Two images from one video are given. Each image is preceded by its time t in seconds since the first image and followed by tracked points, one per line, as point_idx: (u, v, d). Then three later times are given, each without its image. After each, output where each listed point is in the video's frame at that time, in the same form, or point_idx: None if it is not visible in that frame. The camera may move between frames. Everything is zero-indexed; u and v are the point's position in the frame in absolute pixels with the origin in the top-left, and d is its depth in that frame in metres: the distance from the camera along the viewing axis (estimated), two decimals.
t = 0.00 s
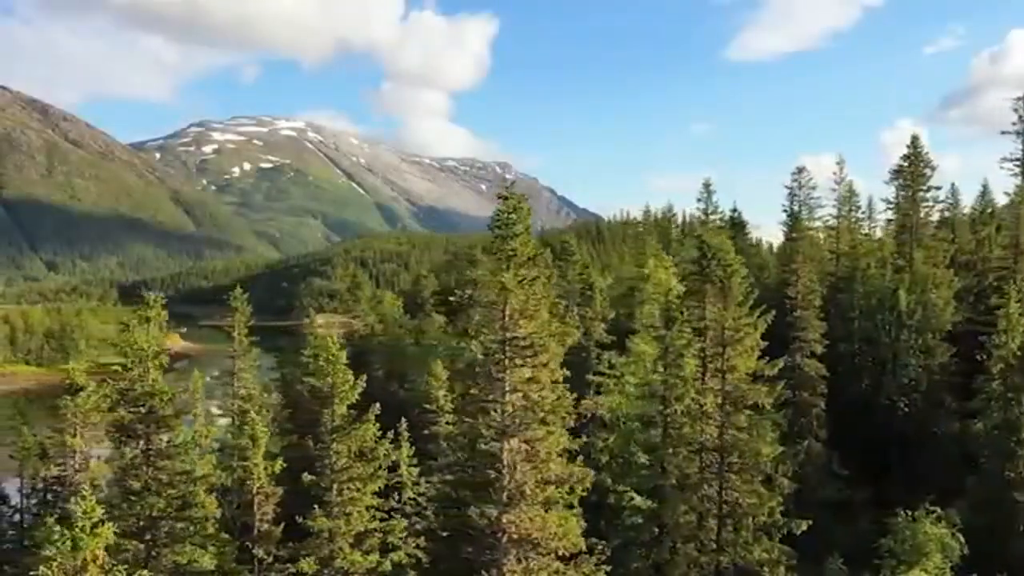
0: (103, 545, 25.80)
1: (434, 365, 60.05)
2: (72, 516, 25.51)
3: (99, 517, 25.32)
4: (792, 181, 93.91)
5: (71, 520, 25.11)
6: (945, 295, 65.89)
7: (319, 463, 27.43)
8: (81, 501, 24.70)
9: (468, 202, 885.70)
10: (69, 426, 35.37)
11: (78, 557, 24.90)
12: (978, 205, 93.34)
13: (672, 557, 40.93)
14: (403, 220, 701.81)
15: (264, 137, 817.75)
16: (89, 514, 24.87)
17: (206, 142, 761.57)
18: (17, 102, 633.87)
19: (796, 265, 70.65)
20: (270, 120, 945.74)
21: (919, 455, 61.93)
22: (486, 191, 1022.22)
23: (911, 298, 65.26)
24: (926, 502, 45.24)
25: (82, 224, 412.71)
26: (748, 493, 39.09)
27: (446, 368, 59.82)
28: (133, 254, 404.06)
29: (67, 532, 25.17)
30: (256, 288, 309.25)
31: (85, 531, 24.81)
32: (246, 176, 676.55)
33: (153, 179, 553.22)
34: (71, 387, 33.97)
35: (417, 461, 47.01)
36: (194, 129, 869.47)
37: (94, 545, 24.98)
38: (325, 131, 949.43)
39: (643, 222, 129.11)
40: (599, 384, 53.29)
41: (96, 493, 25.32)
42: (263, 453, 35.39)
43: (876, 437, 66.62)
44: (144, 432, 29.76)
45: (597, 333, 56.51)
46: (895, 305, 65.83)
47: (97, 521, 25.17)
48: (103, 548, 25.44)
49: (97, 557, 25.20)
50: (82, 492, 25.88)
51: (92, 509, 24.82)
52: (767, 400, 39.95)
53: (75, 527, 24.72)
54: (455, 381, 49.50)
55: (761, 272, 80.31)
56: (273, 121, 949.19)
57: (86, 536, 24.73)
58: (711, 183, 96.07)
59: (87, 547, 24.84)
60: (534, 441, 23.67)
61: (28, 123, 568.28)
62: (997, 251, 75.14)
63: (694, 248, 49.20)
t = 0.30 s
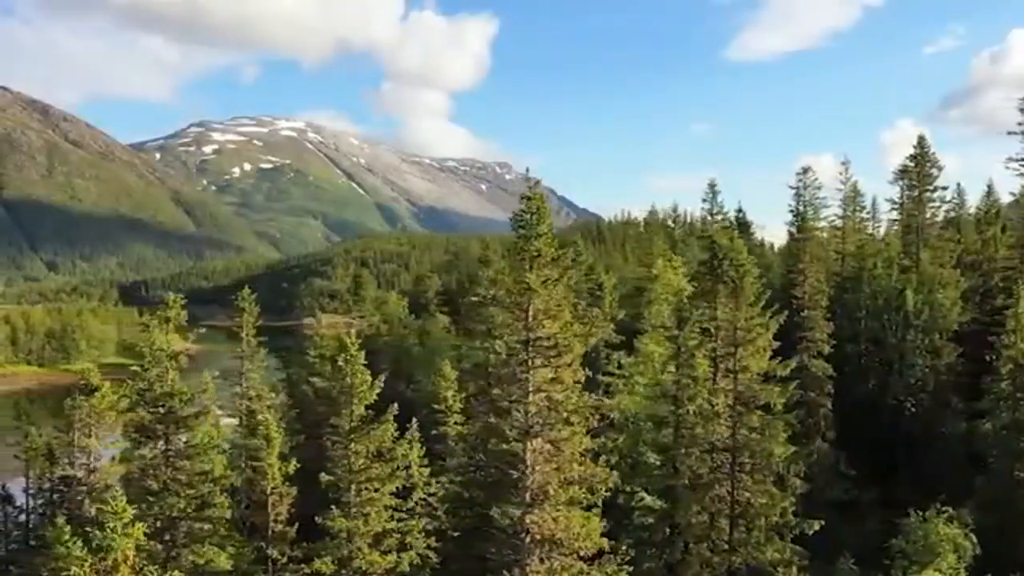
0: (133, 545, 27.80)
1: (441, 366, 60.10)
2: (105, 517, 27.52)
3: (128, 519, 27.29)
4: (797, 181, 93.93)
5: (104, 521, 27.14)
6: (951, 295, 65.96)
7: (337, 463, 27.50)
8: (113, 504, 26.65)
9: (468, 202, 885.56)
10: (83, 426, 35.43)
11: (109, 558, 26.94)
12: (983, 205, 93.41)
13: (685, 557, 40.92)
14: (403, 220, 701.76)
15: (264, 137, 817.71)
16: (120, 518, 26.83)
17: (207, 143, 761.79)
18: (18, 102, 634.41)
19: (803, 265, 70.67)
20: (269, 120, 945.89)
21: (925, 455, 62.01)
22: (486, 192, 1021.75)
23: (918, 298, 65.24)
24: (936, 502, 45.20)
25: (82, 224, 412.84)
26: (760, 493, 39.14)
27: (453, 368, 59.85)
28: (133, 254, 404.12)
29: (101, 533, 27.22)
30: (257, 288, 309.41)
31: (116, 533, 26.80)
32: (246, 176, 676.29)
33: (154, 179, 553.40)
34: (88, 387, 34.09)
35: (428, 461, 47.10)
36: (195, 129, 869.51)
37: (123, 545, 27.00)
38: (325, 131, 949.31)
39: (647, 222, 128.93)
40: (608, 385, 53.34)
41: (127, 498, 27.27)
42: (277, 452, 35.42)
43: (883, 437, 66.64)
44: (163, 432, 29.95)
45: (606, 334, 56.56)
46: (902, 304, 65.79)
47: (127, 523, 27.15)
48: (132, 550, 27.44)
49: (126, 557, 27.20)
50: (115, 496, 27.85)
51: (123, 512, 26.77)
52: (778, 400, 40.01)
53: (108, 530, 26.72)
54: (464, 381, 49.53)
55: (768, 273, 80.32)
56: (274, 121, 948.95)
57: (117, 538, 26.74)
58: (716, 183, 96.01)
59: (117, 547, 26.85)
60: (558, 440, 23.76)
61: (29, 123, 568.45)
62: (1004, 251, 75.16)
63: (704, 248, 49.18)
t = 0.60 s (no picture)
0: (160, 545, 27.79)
1: (449, 366, 59.94)
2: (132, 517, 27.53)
3: (154, 519, 27.31)
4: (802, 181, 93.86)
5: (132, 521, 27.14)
6: (957, 294, 65.82)
7: (352, 464, 27.56)
8: (139, 504, 26.66)
9: (467, 202, 885.87)
10: (97, 425, 35.33)
11: (136, 558, 26.93)
12: (987, 205, 93.39)
13: (696, 558, 40.86)
14: (403, 220, 702.07)
15: (264, 137, 817.49)
16: (146, 517, 26.83)
17: (207, 143, 762.19)
18: (18, 102, 635.11)
19: (808, 265, 70.64)
20: (269, 121, 946.27)
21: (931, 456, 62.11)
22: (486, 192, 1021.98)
23: (924, 298, 65.13)
24: (945, 502, 45.14)
25: (83, 225, 412.73)
26: (770, 493, 39.15)
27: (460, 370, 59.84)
28: (133, 254, 403.93)
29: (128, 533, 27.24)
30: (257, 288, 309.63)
31: (143, 532, 26.76)
32: (246, 177, 676.10)
33: (154, 180, 553.22)
34: (99, 386, 34.20)
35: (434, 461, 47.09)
36: (195, 129, 869.38)
37: (150, 545, 26.96)
38: (325, 131, 949.61)
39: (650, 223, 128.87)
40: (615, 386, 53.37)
41: (153, 498, 27.28)
42: (289, 453, 35.40)
43: (889, 437, 66.65)
44: (180, 432, 29.98)
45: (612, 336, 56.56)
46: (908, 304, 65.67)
47: (154, 523, 27.15)
48: (159, 549, 27.40)
49: (153, 557, 27.17)
50: (142, 496, 27.83)
51: (149, 511, 26.79)
52: (789, 400, 39.98)
53: (135, 529, 26.69)
54: (473, 381, 49.44)
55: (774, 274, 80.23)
56: (274, 121, 948.74)
57: (144, 538, 26.71)
58: (720, 183, 95.90)
59: (143, 547, 26.82)
60: (577, 441, 23.80)
61: (29, 124, 568.73)
62: (1009, 250, 75.15)
63: (713, 248, 49.09)
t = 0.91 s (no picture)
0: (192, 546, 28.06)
1: (458, 366, 59.82)
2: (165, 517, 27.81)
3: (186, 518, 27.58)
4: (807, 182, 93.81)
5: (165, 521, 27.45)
6: (965, 294, 65.28)
7: (376, 462, 27.62)
8: (171, 502, 26.93)
9: (467, 202, 886.04)
10: (114, 426, 35.19)
11: (168, 558, 27.21)
12: (992, 205, 93.38)
13: (709, 558, 40.84)
14: (402, 220, 702.20)
15: (265, 138, 817.94)
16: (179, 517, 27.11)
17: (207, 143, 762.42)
18: (18, 103, 635.50)
19: (816, 265, 70.56)
20: (269, 121, 946.49)
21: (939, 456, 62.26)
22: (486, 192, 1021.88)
23: (931, 299, 64.54)
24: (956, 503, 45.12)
25: (84, 225, 412.53)
26: (783, 493, 39.17)
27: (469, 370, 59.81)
28: (133, 255, 403.83)
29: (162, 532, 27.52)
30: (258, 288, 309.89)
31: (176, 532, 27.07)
32: (247, 177, 675.93)
33: (154, 180, 553.00)
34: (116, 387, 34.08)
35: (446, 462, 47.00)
36: (195, 129, 869.35)
37: (182, 545, 27.26)
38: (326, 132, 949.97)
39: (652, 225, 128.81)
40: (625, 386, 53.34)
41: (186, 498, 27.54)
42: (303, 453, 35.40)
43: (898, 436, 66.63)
44: (202, 432, 30.39)
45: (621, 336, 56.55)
46: (915, 304, 65.34)
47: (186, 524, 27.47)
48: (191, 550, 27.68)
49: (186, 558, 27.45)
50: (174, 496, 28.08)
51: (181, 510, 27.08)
52: (802, 400, 39.94)
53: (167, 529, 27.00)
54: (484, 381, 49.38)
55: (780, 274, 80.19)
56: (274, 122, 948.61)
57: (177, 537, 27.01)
58: (725, 183, 95.78)
59: (177, 548, 27.16)
60: (605, 441, 23.96)
61: (30, 124, 568.93)
62: (1016, 250, 75.12)
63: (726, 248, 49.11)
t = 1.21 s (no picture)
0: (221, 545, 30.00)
1: (466, 367, 59.82)
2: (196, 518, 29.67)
3: (218, 521, 29.43)
4: (813, 182, 93.79)
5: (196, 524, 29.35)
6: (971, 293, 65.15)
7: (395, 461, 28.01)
8: (202, 507, 28.71)
9: (468, 202, 885.41)
10: (127, 424, 35.23)
11: (200, 558, 29.13)
12: (997, 204, 93.42)
13: (722, 559, 41.06)
14: (402, 220, 701.81)
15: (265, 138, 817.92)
16: (211, 521, 28.96)
17: (207, 144, 762.43)
18: (19, 103, 635.80)
19: (824, 265, 70.67)
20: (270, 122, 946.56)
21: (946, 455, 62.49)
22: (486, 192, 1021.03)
23: (938, 298, 64.13)
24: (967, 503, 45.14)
25: (84, 225, 412.33)
26: (795, 493, 39.21)
27: (476, 369, 59.83)
28: (134, 255, 403.72)
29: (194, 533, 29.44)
30: (258, 289, 309.87)
31: (208, 534, 29.02)
32: (247, 177, 675.70)
33: (155, 181, 552.82)
34: (133, 388, 34.25)
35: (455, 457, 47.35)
36: (195, 130, 868.93)
37: (214, 546, 29.19)
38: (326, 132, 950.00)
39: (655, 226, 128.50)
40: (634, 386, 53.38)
41: (217, 502, 29.33)
42: (319, 454, 35.28)
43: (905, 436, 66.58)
44: (219, 433, 31.87)
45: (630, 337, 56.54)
46: (921, 304, 65.26)
47: (217, 527, 29.34)
48: (221, 549, 29.62)
49: (215, 558, 29.48)
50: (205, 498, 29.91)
51: (212, 514, 28.90)
52: (813, 401, 39.93)
53: (200, 532, 28.89)
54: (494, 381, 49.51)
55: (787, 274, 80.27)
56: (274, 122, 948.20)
57: (209, 539, 28.92)
58: (730, 183, 95.76)
59: (209, 549, 29.10)
60: (627, 442, 24.47)
61: (29, 125, 569.05)
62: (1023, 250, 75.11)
63: (736, 249, 49.17)
